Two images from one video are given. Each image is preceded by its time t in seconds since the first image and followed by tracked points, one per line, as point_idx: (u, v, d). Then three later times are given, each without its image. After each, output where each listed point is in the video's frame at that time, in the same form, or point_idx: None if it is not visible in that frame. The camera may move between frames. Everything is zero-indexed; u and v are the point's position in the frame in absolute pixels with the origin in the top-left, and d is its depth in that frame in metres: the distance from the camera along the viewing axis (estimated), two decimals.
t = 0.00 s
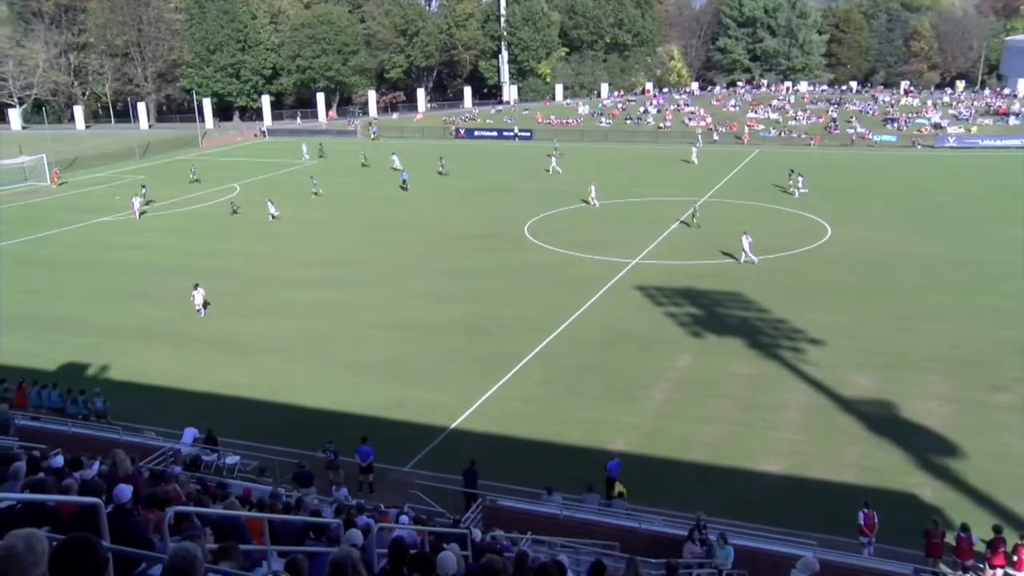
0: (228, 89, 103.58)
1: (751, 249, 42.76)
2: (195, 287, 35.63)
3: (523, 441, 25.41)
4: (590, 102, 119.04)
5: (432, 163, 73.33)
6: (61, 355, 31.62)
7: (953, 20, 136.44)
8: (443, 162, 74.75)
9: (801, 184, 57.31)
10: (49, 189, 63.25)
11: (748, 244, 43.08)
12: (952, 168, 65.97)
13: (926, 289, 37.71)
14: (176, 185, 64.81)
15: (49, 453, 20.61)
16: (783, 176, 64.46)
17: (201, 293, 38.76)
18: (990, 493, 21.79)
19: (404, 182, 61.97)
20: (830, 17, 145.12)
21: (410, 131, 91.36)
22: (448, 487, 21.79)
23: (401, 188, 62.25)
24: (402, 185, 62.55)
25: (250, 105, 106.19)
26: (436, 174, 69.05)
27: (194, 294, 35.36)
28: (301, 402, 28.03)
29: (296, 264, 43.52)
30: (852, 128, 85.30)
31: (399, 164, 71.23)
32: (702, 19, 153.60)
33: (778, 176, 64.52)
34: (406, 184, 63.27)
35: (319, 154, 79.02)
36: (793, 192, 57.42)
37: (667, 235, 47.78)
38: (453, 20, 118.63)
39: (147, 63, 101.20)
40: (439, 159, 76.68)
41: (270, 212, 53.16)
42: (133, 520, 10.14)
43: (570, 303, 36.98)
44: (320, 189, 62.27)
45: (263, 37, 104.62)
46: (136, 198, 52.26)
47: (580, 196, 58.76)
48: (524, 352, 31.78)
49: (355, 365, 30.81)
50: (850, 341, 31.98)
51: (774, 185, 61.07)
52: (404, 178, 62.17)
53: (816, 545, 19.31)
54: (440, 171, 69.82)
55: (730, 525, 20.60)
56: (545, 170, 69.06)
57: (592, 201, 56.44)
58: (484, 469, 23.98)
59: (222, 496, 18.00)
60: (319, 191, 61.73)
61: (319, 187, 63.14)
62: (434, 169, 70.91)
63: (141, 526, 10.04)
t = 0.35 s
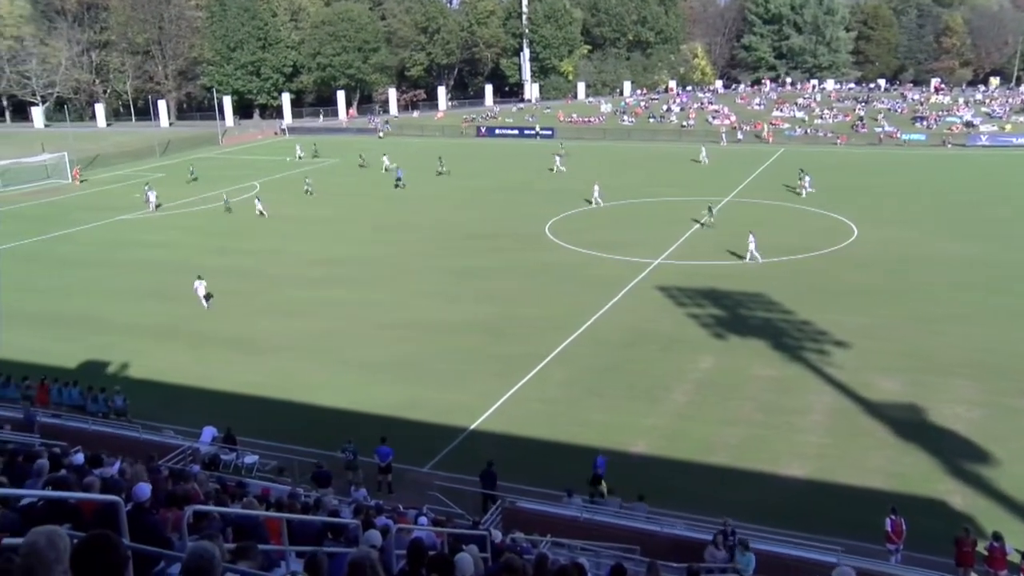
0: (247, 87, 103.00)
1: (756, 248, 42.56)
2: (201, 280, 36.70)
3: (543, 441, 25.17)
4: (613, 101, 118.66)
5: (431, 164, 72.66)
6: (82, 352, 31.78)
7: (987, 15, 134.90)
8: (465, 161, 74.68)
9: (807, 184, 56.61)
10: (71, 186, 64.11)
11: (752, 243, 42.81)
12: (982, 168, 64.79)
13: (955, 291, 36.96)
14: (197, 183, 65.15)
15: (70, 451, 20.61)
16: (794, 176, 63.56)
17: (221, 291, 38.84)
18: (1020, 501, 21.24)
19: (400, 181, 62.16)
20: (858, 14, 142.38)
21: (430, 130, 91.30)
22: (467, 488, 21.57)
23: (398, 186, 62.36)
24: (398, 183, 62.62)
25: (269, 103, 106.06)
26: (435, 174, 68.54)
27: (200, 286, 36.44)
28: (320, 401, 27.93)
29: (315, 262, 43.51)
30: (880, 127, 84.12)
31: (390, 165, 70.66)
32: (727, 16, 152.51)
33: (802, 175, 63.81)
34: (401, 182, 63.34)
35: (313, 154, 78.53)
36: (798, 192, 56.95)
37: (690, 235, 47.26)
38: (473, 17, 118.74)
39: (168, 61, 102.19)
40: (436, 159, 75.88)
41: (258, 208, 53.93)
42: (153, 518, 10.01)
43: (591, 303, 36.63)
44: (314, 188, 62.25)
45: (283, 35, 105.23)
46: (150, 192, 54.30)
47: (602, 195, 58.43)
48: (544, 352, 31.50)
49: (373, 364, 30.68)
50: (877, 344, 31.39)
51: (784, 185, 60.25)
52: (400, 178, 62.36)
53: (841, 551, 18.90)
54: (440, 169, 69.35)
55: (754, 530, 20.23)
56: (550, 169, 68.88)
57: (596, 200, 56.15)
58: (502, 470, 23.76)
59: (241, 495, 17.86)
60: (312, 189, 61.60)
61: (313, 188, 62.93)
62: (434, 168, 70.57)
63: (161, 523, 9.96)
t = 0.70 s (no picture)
0: (268, 84, 104.12)
1: (762, 247, 42.23)
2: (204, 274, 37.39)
3: (563, 443, 24.91)
4: (634, 99, 118.16)
5: (430, 164, 71.99)
6: (102, 350, 31.91)
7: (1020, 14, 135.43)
8: (486, 159, 74.54)
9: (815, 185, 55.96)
10: (91, 185, 64.49)
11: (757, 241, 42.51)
12: (1012, 167, 63.72)
13: (985, 293, 36.26)
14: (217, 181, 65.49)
15: (89, 448, 20.57)
16: (803, 176, 62.72)
17: (241, 290, 38.89)
18: None
19: (397, 181, 62.28)
20: (886, 10, 140.06)
21: (450, 129, 91.22)
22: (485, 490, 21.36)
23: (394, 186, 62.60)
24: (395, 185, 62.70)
25: (289, 101, 106.38)
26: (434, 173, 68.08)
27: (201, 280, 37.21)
28: (338, 401, 27.82)
29: (334, 262, 43.44)
30: (906, 126, 83.00)
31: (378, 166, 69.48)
32: (751, 13, 151.20)
33: (826, 174, 63.13)
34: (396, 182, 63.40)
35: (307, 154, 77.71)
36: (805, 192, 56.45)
37: (712, 235, 46.76)
38: (494, 14, 119.05)
39: (188, 58, 101.89)
40: (435, 158, 75.29)
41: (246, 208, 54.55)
42: (172, 519, 9.80)
43: (611, 304, 36.28)
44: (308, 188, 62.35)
45: (303, 32, 105.60)
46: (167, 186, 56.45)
47: (623, 194, 58.11)
48: (564, 353, 31.22)
49: (392, 364, 30.53)
50: (904, 347, 30.82)
51: (795, 185, 59.55)
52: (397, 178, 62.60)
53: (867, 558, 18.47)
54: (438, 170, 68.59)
55: (779, 534, 19.86)
56: (555, 168, 68.62)
57: (601, 201, 55.76)
58: (520, 472, 23.50)
59: (259, 494, 17.75)
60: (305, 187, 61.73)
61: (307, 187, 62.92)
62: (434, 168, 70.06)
63: (179, 523, 9.81)
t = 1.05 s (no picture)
0: (286, 82, 104.36)
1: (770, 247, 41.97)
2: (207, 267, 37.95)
3: (582, 444, 24.61)
4: (656, 97, 117.55)
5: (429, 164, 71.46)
6: (121, 348, 32.00)
7: None
8: (507, 158, 74.34)
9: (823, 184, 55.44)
10: (110, 183, 64.94)
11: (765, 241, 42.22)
12: None
13: (1014, 295, 35.52)
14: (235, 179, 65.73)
15: (107, 447, 20.52)
16: (810, 176, 62.14)
17: (259, 289, 38.89)
18: None
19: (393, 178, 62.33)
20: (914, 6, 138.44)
21: (469, 127, 91.03)
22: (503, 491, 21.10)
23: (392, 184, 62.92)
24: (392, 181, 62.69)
25: (307, 98, 106.97)
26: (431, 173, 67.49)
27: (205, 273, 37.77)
28: (356, 401, 27.67)
29: (352, 261, 43.36)
30: (934, 124, 81.78)
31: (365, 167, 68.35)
32: (775, 10, 149.86)
33: (851, 173, 62.36)
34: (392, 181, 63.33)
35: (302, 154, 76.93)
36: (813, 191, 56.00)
37: (733, 235, 46.28)
38: (515, 12, 118.93)
39: (207, 56, 102.76)
40: (432, 158, 74.55)
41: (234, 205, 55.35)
42: (190, 518, 9.67)
43: (631, 305, 35.92)
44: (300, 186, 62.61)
45: (322, 30, 105.87)
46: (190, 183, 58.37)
47: (644, 194, 57.68)
48: (584, 353, 30.90)
49: (410, 365, 30.35)
50: (930, 349, 30.22)
51: (803, 185, 58.98)
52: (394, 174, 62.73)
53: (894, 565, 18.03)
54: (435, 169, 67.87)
55: (803, 540, 19.45)
56: (558, 168, 68.18)
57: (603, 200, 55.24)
58: (539, 473, 23.22)
59: (276, 495, 17.61)
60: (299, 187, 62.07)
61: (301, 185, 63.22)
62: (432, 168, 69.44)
63: (196, 523, 9.62)
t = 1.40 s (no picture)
0: (304, 80, 104.34)
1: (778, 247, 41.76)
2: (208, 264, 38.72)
3: (600, 446, 24.29)
4: (676, 95, 116.92)
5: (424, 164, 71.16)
6: (138, 346, 32.08)
7: None
8: (526, 157, 74.08)
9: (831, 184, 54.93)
10: (128, 181, 65.47)
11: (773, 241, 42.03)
12: None
13: None
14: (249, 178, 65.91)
15: (124, 446, 20.49)
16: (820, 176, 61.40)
17: (276, 288, 38.86)
18: None
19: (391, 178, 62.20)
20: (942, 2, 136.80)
21: (487, 126, 90.86)
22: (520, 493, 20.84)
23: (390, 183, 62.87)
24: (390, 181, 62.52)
25: (325, 97, 106.56)
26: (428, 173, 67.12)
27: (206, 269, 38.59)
28: (372, 401, 27.53)
29: (370, 261, 43.27)
30: (961, 123, 80.57)
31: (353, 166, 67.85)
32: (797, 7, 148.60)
33: (874, 172, 61.61)
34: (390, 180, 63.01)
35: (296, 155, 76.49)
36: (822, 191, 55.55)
37: (755, 236, 45.76)
38: (533, 10, 118.60)
39: (224, 54, 103.76)
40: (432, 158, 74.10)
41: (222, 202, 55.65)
42: (206, 518, 9.50)
43: (651, 306, 35.54)
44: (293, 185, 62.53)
45: (340, 28, 105.94)
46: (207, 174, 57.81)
47: (663, 194, 57.20)
48: (602, 354, 30.59)
49: (427, 365, 30.17)
50: (956, 352, 29.63)
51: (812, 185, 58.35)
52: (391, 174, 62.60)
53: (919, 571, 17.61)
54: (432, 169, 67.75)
55: (826, 545, 19.05)
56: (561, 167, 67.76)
57: (608, 200, 54.54)
58: (557, 476, 22.93)
59: (292, 495, 17.45)
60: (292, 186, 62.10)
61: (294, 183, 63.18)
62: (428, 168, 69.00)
63: (213, 523, 9.43)
